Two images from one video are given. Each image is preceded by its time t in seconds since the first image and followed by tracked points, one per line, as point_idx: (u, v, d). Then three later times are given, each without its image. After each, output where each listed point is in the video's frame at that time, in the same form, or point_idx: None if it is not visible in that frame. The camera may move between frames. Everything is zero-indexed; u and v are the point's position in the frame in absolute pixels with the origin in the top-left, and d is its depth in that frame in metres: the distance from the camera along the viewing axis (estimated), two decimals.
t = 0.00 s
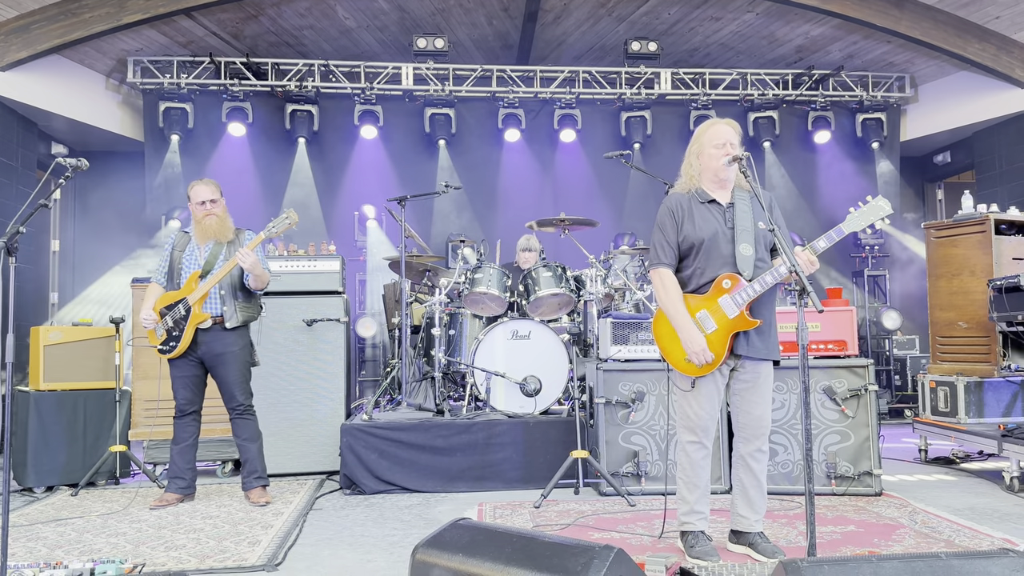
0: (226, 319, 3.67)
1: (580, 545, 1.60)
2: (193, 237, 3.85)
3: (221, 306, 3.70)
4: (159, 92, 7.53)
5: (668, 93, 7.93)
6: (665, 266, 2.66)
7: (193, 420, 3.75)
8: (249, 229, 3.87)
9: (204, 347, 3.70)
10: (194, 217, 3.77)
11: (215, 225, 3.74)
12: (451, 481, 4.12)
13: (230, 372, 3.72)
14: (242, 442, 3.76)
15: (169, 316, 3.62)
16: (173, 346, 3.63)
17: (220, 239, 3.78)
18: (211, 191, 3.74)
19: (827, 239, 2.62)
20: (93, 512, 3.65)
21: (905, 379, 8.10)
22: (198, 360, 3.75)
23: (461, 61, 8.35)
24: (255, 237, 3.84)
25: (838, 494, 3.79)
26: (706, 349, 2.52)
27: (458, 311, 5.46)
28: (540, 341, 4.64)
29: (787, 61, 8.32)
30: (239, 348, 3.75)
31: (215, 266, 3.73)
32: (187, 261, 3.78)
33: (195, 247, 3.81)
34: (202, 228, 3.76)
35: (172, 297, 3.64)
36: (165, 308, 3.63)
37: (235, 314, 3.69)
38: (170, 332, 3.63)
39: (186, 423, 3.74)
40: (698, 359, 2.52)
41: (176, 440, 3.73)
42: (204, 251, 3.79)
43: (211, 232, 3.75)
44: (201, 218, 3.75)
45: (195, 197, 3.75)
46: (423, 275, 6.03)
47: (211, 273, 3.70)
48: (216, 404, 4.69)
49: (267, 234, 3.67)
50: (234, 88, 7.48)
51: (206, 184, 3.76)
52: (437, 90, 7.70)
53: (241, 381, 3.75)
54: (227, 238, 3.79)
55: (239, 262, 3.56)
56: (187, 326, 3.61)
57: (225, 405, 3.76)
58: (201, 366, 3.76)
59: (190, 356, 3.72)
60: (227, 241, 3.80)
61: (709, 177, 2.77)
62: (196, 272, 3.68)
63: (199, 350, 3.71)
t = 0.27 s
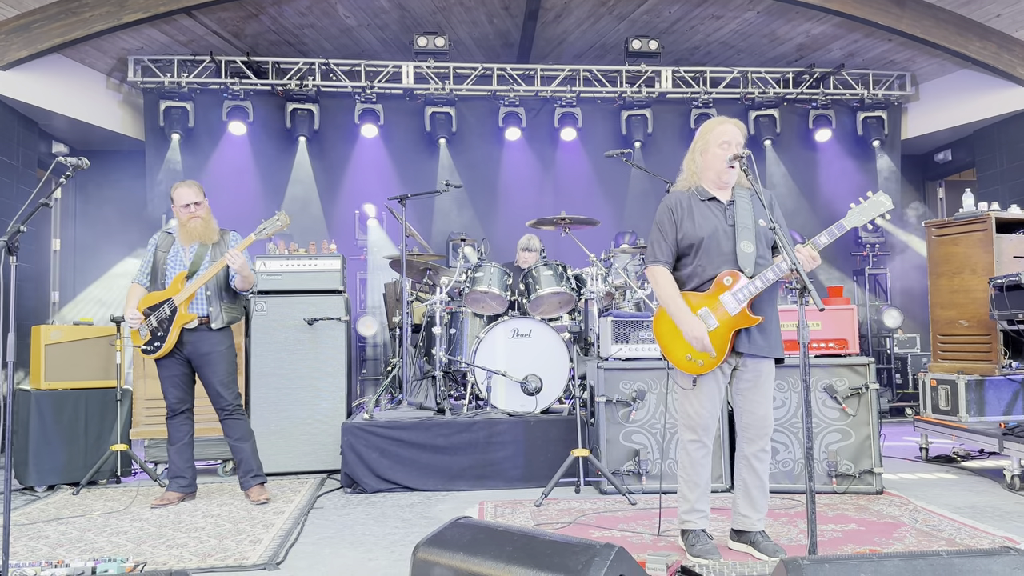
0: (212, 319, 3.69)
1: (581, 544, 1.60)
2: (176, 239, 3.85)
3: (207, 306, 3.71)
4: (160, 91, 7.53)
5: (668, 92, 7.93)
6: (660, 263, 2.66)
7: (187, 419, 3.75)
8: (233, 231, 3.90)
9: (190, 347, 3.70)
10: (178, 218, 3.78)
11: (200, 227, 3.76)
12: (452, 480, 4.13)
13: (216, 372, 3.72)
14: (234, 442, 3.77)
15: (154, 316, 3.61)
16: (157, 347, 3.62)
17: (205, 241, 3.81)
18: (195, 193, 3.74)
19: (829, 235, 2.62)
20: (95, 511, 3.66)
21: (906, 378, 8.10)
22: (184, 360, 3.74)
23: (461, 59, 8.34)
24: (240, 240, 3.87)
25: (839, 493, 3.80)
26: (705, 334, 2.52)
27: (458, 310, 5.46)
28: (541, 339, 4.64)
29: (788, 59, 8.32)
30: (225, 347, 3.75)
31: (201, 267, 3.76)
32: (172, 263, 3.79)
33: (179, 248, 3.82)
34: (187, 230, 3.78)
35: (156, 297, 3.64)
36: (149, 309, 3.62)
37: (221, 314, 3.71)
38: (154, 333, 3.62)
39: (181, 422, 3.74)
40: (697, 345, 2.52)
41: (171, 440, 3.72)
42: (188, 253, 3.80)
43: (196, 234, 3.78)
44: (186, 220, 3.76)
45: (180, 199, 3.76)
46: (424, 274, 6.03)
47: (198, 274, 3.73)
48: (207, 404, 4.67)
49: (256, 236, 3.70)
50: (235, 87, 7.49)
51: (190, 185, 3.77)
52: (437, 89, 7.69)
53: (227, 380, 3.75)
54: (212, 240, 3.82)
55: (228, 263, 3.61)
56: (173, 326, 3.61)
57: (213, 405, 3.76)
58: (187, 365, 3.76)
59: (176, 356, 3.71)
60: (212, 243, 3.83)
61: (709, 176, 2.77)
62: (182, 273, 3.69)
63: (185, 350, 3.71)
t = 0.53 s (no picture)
0: (208, 317, 3.70)
1: (583, 542, 1.60)
2: (169, 237, 3.83)
3: (203, 304, 3.73)
4: (160, 90, 7.53)
5: (669, 90, 7.92)
6: (649, 255, 2.67)
7: (185, 418, 3.76)
8: (227, 230, 3.89)
9: (186, 345, 3.70)
10: (171, 217, 3.77)
11: (194, 226, 3.75)
12: (454, 478, 4.13)
13: (212, 370, 3.72)
14: (230, 440, 3.77)
15: (148, 315, 3.60)
16: (152, 346, 3.61)
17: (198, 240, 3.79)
18: (189, 192, 3.74)
19: (832, 231, 2.62)
20: (97, 510, 3.66)
21: (908, 375, 8.09)
22: (180, 358, 3.75)
23: (462, 57, 8.34)
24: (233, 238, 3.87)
25: (841, 490, 3.80)
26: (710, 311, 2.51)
27: (460, 308, 5.46)
28: (542, 338, 4.63)
29: (789, 57, 8.31)
30: (221, 345, 3.76)
31: (196, 265, 3.75)
32: (165, 261, 3.77)
33: (172, 247, 3.81)
34: (181, 229, 3.77)
35: (151, 295, 3.62)
36: (142, 308, 3.61)
37: (216, 312, 3.73)
38: (149, 331, 3.60)
39: (180, 420, 3.75)
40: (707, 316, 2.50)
41: (170, 439, 3.73)
42: (182, 251, 3.80)
43: (190, 233, 3.77)
44: (180, 219, 3.75)
45: (172, 198, 3.74)
46: (425, 272, 6.03)
47: (192, 273, 3.72)
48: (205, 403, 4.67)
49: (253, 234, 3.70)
50: (236, 86, 7.49)
51: (182, 184, 3.75)
52: (438, 87, 7.69)
53: (223, 378, 3.75)
54: (205, 239, 3.80)
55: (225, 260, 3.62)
56: (168, 325, 3.61)
57: (208, 403, 3.76)
58: (183, 363, 3.76)
59: (171, 355, 3.71)
60: (205, 242, 3.82)
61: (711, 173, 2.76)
62: (177, 271, 3.69)
63: (180, 348, 3.71)
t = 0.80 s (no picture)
0: (210, 315, 3.70)
1: (586, 540, 1.60)
2: (169, 235, 3.84)
3: (204, 301, 3.73)
4: (162, 89, 7.53)
5: (671, 87, 7.91)
6: (653, 252, 2.67)
7: (187, 416, 3.75)
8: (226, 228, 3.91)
9: (188, 343, 3.71)
10: (171, 215, 3.78)
11: (194, 223, 3.77)
12: (456, 476, 4.14)
13: (214, 368, 3.73)
14: (232, 438, 3.77)
15: (151, 314, 3.60)
16: (155, 344, 3.61)
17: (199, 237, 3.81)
18: (189, 188, 3.76)
19: (834, 227, 2.62)
20: (100, 508, 3.67)
21: (910, 373, 8.09)
22: (182, 356, 3.75)
23: (464, 55, 8.33)
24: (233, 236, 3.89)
25: (843, 488, 3.80)
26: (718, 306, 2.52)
27: (461, 306, 5.46)
28: (544, 335, 4.63)
29: (791, 55, 8.29)
30: (223, 342, 3.77)
31: (197, 263, 3.76)
32: (166, 259, 3.77)
33: (173, 245, 3.82)
34: (181, 226, 3.78)
35: (152, 294, 3.62)
36: (144, 307, 3.60)
37: (218, 309, 3.73)
38: (151, 330, 3.60)
39: (182, 419, 3.74)
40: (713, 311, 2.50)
41: (172, 437, 3.73)
42: (183, 249, 3.80)
43: (191, 230, 3.78)
44: (180, 216, 3.76)
45: (173, 196, 3.75)
46: (426, 270, 6.03)
47: (194, 270, 3.73)
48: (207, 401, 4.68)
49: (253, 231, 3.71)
50: (237, 85, 7.49)
51: (183, 182, 3.77)
52: (440, 85, 7.68)
53: (225, 376, 3.76)
54: (205, 236, 3.82)
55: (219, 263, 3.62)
56: (171, 322, 3.61)
57: (210, 402, 3.75)
58: (185, 362, 3.77)
59: (173, 353, 3.71)
60: (206, 239, 3.83)
61: (713, 170, 2.76)
62: (178, 269, 3.69)
63: (183, 346, 3.71)
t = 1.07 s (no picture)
0: (215, 314, 3.71)
1: (588, 538, 1.60)
2: (175, 234, 3.84)
3: (210, 300, 3.73)
4: (163, 88, 7.53)
5: (673, 85, 7.90)
6: (659, 249, 2.67)
7: (191, 415, 3.76)
8: (233, 227, 3.90)
9: (193, 342, 3.72)
10: (177, 214, 3.77)
11: (200, 223, 3.75)
12: (458, 474, 4.14)
13: (219, 367, 3.74)
14: (237, 437, 3.79)
15: (156, 312, 3.60)
16: (160, 342, 3.61)
17: (205, 236, 3.80)
18: (195, 188, 3.74)
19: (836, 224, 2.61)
20: (103, 506, 3.68)
21: (912, 371, 8.08)
22: (187, 355, 3.76)
23: (465, 54, 8.33)
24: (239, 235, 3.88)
25: (846, 486, 3.79)
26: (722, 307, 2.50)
27: (463, 304, 5.46)
28: (546, 333, 4.63)
29: (793, 52, 8.28)
30: (229, 341, 3.78)
31: (203, 262, 3.75)
32: (172, 258, 3.78)
33: (179, 243, 3.82)
34: (187, 226, 3.77)
35: (157, 293, 3.62)
36: (150, 305, 3.60)
37: (223, 309, 3.74)
38: (157, 328, 3.60)
39: (186, 418, 3.75)
40: (714, 315, 2.50)
41: (176, 436, 3.74)
42: (189, 248, 3.80)
43: (197, 230, 3.77)
44: (186, 216, 3.74)
45: (179, 195, 3.74)
46: (428, 269, 6.03)
47: (199, 270, 3.72)
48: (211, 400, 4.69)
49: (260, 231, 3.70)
50: (239, 83, 7.49)
51: (188, 181, 3.75)
52: (441, 84, 7.68)
53: (230, 374, 3.77)
54: (212, 235, 3.81)
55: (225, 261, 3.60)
56: (176, 321, 3.61)
57: (215, 400, 3.77)
58: (190, 361, 3.77)
59: (178, 351, 3.72)
60: (212, 238, 3.82)
61: (715, 168, 2.75)
62: (184, 268, 3.69)
63: (188, 345, 3.72)
